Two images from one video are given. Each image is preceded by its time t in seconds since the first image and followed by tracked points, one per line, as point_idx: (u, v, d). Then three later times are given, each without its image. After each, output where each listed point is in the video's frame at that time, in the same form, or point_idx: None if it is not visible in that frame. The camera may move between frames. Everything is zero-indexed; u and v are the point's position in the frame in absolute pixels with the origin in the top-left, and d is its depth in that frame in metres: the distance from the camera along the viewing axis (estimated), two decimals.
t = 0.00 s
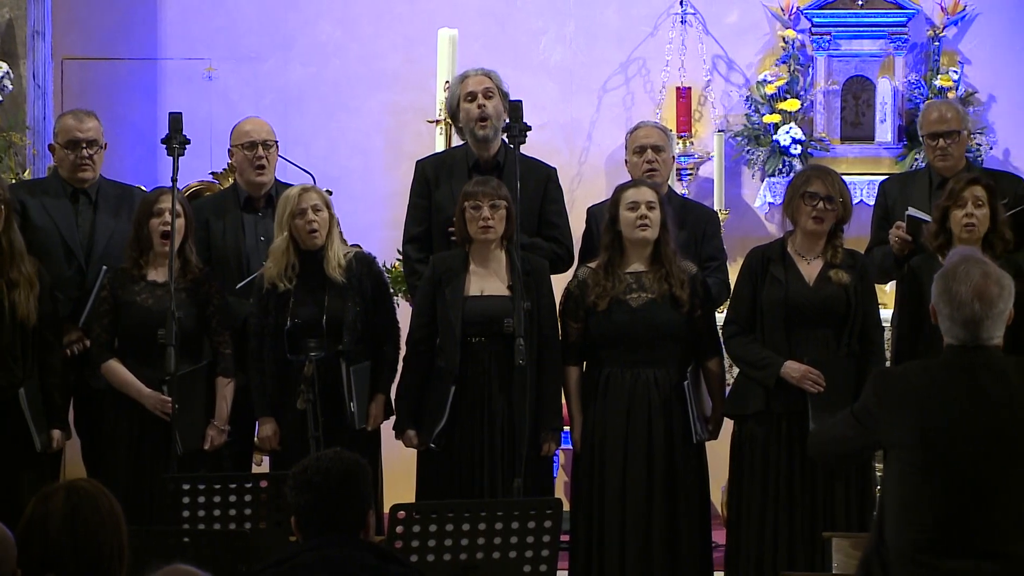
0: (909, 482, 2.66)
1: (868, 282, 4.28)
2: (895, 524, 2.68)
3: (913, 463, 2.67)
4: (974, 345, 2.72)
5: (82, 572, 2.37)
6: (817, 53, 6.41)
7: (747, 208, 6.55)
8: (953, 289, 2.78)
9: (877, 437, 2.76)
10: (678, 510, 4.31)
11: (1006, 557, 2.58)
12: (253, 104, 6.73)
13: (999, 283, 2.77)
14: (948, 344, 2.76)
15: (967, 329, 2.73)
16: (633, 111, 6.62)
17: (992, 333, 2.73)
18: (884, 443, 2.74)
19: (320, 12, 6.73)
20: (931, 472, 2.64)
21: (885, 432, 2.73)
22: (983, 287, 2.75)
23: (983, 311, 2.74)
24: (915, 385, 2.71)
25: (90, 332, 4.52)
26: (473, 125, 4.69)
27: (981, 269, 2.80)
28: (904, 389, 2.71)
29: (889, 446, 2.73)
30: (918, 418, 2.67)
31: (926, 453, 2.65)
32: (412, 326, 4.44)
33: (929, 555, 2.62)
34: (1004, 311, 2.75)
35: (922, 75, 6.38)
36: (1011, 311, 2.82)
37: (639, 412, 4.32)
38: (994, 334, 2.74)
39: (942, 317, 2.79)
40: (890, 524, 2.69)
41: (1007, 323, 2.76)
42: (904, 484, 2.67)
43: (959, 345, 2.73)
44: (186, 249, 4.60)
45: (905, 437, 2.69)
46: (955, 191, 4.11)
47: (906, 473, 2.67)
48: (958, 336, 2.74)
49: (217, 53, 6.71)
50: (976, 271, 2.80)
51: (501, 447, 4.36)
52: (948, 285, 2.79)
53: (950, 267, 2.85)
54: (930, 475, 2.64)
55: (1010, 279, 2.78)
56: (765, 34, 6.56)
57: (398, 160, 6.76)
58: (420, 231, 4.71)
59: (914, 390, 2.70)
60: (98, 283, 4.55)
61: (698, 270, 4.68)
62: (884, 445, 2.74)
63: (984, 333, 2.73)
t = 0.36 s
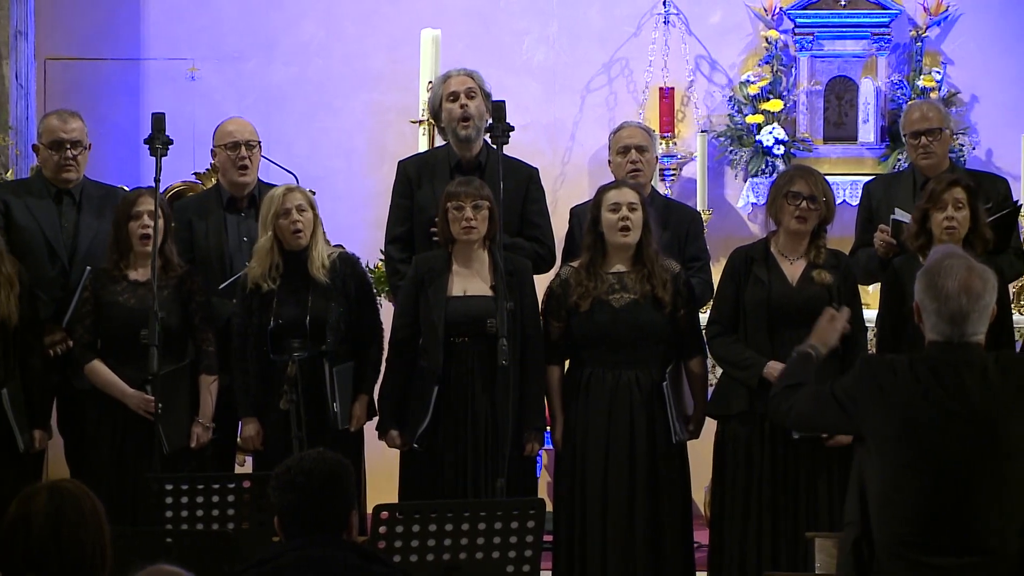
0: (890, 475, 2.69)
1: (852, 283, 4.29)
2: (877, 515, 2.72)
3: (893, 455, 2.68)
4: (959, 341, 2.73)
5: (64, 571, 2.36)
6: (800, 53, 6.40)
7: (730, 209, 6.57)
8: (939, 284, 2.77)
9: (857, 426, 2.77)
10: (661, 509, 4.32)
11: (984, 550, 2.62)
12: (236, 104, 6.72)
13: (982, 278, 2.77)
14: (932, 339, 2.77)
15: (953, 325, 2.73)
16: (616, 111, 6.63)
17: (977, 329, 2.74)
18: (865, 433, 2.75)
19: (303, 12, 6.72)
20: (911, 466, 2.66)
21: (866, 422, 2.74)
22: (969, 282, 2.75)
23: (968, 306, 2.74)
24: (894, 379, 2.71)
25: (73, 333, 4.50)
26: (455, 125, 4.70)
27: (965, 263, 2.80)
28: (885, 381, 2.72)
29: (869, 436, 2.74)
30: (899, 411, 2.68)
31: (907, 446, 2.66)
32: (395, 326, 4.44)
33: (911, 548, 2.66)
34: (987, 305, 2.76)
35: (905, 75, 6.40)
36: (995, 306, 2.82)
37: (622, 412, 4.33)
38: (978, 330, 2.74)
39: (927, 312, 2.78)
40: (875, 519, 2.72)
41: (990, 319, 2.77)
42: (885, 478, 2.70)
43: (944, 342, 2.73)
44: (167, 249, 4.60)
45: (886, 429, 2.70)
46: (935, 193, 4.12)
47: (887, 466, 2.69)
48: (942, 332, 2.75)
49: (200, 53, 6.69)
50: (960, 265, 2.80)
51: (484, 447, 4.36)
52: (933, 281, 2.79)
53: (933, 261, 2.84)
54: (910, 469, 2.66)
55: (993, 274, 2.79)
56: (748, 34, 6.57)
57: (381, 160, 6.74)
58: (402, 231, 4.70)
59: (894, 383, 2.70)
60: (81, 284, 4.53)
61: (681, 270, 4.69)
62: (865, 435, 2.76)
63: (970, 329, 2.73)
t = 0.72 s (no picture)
0: (868, 471, 2.71)
1: (833, 280, 4.33)
2: (854, 511, 2.75)
3: (871, 452, 2.71)
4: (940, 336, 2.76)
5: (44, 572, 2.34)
6: (781, 53, 6.40)
7: (712, 208, 6.58)
8: (921, 279, 2.81)
9: (836, 421, 2.80)
10: (642, 509, 4.33)
11: (961, 547, 2.65)
12: (217, 105, 6.71)
13: (963, 273, 2.80)
14: (914, 335, 2.79)
15: (935, 320, 2.76)
16: (597, 111, 6.64)
17: (958, 325, 2.77)
18: (843, 429, 2.78)
19: (284, 12, 6.71)
20: (889, 462, 2.68)
21: (844, 418, 2.77)
22: (950, 277, 2.79)
23: (950, 300, 2.77)
24: (877, 376, 2.72)
25: (53, 335, 4.49)
26: (436, 125, 4.69)
27: (947, 259, 2.84)
28: (862, 378, 2.74)
29: (847, 432, 2.77)
30: (876, 409, 2.70)
31: (884, 443, 2.69)
32: (376, 326, 4.43)
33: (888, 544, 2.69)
34: (968, 300, 2.79)
35: (886, 76, 6.42)
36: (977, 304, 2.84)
37: (602, 411, 4.34)
38: (960, 325, 2.77)
39: (909, 307, 2.81)
40: (855, 513, 2.75)
41: (972, 314, 2.80)
42: (862, 474, 2.73)
43: (925, 337, 2.76)
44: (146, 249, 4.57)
45: (863, 426, 2.72)
46: (915, 195, 4.15)
47: (865, 462, 2.72)
48: (924, 328, 2.77)
49: (181, 53, 6.68)
50: (942, 261, 2.84)
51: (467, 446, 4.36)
52: (915, 277, 2.82)
53: (915, 257, 2.88)
54: (888, 465, 2.68)
55: (974, 270, 2.82)
56: (729, 34, 6.59)
57: (362, 160, 6.74)
58: (383, 231, 4.70)
59: (871, 380, 2.73)
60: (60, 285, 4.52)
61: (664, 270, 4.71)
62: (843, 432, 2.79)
63: (952, 323, 2.76)
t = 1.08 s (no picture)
0: (848, 476, 2.71)
1: (811, 280, 4.34)
2: (832, 518, 2.73)
3: (853, 457, 2.70)
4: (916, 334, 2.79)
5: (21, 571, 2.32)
6: (758, 53, 6.40)
7: (689, 208, 6.60)
8: (896, 276, 2.83)
9: (812, 429, 2.78)
10: (619, 508, 4.35)
11: (945, 553, 2.65)
12: (193, 104, 6.69)
13: (937, 270, 2.84)
14: (889, 332, 2.82)
15: (910, 317, 2.79)
16: (574, 111, 6.64)
17: (934, 321, 2.80)
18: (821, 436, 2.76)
19: (261, 12, 6.69)
20: (871, 467, 2.68)
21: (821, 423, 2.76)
22: (925, 273, 2.82)
23: (925, 297, 2.80)
24: (854, 381, 2.73)
25: (29, 335, 4.46)
26: (414, 124, 4.70)
27: (921, 256, 2.87)
28: (843, 383, 2.73)
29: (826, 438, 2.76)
30: (857, 412, 2.71)
31: (866, 447, 2.69)
32: (353, 326, 4.43)
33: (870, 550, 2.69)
34: (943, 297, 2.82)
35: (863, 75, 6.42)
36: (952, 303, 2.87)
37: (578, 411, 4.35)
38: (935, 322, 2.80)
39: (885, 303, 2.84)
40: (829, 521, 2.74)
41: (947, 312, 2.83)
42: (844, 479, 2.72)
43: (900, 334, 2.79)
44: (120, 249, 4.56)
45: (844, 431, 2.72)
46: (890, 194, 4.18)
47: (845, 466, 2.72)
48: (900, 325, 2.80)
49: (158, 53, 6.66)
50: (916, 258, 2.87)
51: (444, 446, 4.37)
52: (891, 273, 2.85)
53: (890, 254, 2.90)
54: (869, 469, 2.68)
55: (948, 268, 2.85)
56: (706, 34, 6.60)
57: (339, 160, 6.73)
58: (360, 231, 4.70)
59: (853, 383, 2.73)
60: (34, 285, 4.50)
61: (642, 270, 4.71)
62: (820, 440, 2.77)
63: (927, 320, 2.79)
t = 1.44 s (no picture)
0: (829, 481, 2.73)
1: (789, 280, 4.36)
2: (813, 520, 2.75)
3: (833, 462, 2.72)
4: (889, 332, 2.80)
5: None
6: (735, 53, 6.41)
7: (667, 208, 6.61)
8: (870, 274, 2.85)
9: (794, 434, 2.80)
10: (598, 508, 4.36)
11: (922, 559, 2.68)
12: (171, 104, 6.67)
13: (912, 268, 2.85)
14: (864, 331, 2.83)
15: (883, 316, 2.80)
16: (552, 111, 6.66)
17: (908, 320, 2.81)
18: (802, 442, 2.78)
19: (238, 12, 6.68)
20: (851, 472, 2.70)
21: (802, 428, 2.78)
22: (898, 272, 2.83)
23: (898, 296, 2.81)
24: (830, 384, 2.76)
25: (6, 336, 4.44)
26: (392, 124, 4.70)
27: (896, 256, 2.88)
28: (820, 385, 2.77)
29: (807, 444, 2.78)
30: (838, 417, 2.73)
31: (846, 452, 2.71)
32: (331, 326, 4.43)
33: (851, 556, 2.70)
34: (918, 296, 2.83)
35: (840, 75, 6.43)
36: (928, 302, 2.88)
37: (557, 411, 4.36)
38: (909, 321, 2.81)
39: (858, 302, 2.86)
40: (811, 525, 2.76)
41: (922, 310, 2.84)
42: (825, 485, 2.73)
43: (873, 333, 2.81)
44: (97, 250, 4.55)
45: (824, 436, 2.74)
46: (866, 194, 4.20)
47: (826, 472, 2.73)
48: (874, 324, 2.81)
49: (135, 53, 6.64)
50: (891, 258, 2.88)
51: (423, 445, 4.37)
52: (864, 272, 2.87)
53: (867, 254, 2.92)
54: (850, 474, 2.70)
55: (924, 267, 2.85)
56: (683, 34, 6.61)
57: (317, 159, 6.71)
58: (337, 231, 4.70)
59: (833, 388, 2.75)
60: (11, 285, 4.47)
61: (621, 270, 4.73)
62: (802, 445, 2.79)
63: (900, 319, 2.80)
